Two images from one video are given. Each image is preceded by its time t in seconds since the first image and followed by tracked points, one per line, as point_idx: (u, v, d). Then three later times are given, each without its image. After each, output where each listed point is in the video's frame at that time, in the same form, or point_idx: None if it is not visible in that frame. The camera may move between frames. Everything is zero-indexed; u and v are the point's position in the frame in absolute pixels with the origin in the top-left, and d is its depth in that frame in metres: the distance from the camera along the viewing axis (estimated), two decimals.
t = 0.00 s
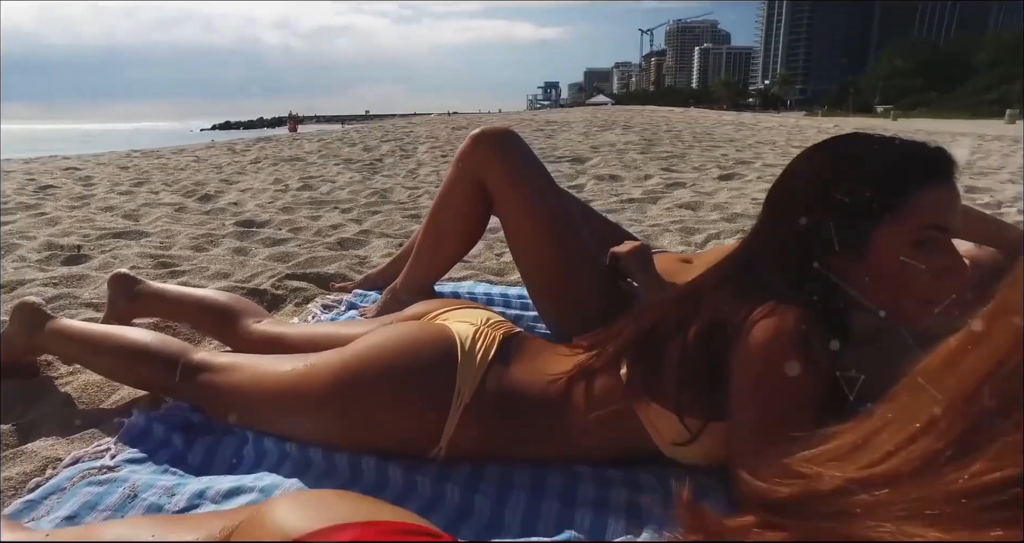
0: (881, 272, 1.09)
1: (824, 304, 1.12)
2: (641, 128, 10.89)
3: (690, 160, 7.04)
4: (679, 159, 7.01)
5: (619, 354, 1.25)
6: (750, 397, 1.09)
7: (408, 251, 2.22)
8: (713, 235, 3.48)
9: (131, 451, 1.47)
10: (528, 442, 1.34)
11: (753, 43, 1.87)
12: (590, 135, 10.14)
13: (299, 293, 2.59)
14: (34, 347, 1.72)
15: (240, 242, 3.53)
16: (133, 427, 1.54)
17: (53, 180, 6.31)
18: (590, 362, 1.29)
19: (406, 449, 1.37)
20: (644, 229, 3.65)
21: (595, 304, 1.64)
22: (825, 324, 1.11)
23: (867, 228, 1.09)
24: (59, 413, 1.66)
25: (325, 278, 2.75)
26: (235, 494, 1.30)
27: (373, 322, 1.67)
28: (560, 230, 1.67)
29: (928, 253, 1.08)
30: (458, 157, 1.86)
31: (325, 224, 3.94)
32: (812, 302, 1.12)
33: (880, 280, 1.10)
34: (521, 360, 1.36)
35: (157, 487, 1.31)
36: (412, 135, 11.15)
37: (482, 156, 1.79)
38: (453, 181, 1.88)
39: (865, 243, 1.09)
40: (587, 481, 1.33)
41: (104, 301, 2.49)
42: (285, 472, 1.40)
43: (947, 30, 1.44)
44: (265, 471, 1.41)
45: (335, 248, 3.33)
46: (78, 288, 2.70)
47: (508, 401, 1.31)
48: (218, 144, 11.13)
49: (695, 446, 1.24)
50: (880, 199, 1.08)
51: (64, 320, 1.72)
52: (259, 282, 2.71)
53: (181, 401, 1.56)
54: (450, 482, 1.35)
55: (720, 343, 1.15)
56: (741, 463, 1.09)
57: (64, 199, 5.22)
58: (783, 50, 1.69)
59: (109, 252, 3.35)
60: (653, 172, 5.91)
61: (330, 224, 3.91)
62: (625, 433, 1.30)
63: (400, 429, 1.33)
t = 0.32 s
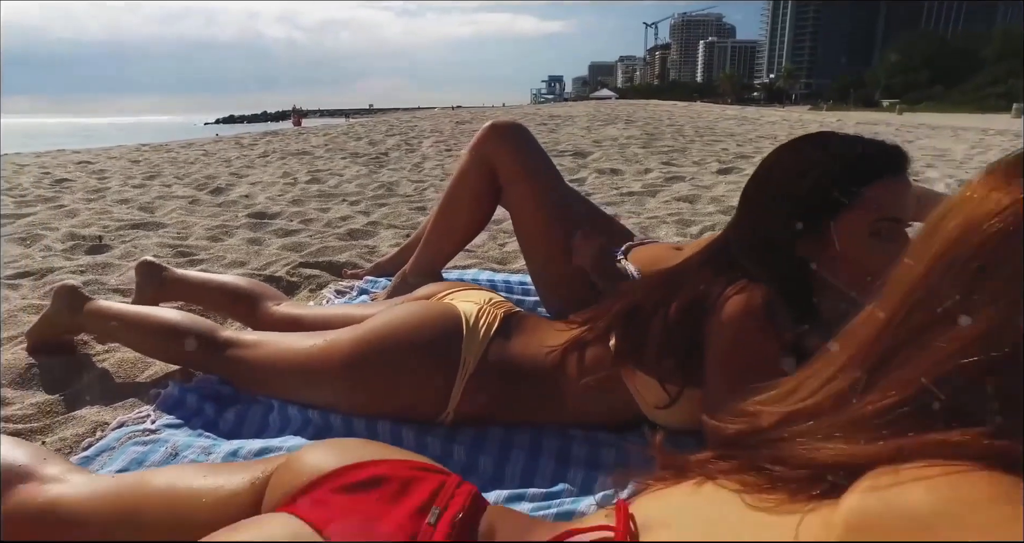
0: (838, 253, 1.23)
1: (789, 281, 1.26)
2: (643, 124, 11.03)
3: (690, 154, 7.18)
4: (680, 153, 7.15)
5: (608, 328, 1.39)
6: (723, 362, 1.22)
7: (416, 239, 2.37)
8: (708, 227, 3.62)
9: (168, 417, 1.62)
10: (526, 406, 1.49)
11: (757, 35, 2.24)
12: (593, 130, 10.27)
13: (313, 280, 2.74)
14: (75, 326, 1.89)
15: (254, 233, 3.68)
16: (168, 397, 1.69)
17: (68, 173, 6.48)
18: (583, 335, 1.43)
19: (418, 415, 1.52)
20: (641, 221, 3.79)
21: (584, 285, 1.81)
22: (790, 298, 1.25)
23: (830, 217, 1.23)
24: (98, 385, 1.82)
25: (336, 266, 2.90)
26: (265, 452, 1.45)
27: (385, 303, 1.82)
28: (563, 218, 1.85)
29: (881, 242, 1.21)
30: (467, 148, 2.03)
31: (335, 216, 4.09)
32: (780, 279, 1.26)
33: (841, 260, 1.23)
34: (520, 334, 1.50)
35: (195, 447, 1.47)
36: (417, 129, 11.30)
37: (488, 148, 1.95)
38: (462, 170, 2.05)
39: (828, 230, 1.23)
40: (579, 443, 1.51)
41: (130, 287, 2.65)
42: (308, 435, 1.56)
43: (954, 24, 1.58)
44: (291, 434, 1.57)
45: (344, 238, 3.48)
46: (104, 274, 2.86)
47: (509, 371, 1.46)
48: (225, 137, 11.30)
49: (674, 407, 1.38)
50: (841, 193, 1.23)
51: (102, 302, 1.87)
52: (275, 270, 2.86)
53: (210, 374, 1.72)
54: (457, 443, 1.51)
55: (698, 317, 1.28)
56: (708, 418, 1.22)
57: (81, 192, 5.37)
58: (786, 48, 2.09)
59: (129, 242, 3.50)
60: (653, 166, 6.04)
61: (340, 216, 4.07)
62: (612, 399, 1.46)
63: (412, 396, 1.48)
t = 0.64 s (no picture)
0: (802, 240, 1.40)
1: (760, 263, 1.41)
2: (642, 121, 11.23)
3: (686, 149, 7.37)
4: (676, 150, 7.33)
5: (601, 306, 1.54)
6: (699, 333, 1.39)
7: (427, 229, 2.58)
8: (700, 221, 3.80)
9: (205, 388, 1.81)
10: (527, 376, 1.67)
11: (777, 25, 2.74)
12: (592, 127, 10.44)
13: (326, 269, 2.92)
14: (116, 309, 2.07)
15: (266, 226, 3.86)
16: (202, 371, 1.87)
17: (80, 169, 6.67)
18: (578, 312, 1.58)
19: (430, 385, 1.70)
20: (636, 215, 3.97)
21: (576, 259, 1.89)
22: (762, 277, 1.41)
23: (797, 208, 1.41)
24: (136, 363, 2.00)
25: (347, 257, 3.07)
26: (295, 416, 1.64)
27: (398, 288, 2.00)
28: (560, 202, 1.98)
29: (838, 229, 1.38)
30: (478, 144, 2.25)
31: (343, 210, 4.27)
32: (751, 263, 1.42)
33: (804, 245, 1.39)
34: (522, 313, 1.65)
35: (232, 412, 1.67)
36: (417, 126, 11.45)
37: (495, 142, 2.16)
38: (474, 164, 2.27)
39: (792, 219, 1.41)
40: (574, 410, 1.70)
41: (155, 276, 2.83)
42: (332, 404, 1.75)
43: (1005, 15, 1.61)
44: (317, 403, 1.75)
45: (354, 231, 3.65)
46: (129, 265, 3.04)
47: (512, 345, 1.64)
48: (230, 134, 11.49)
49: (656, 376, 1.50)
50: (800, 188, 1.41)
51: (138, 287, 2.05)
52: (290, 261, 3.04)
53: (240, 352, 1.90)
54: (465, 409, 1.70)
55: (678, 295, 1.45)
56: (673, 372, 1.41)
57: (95, 187, 5.55)
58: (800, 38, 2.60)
59: (149, 235, 3.68)
60: (650, 162, 6.21)
61: (347, 211, 4.24)
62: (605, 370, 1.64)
63: (425, 368, 1.66)
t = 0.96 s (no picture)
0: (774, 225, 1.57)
1: (736, 247, 1.58)
2: (639, 119, 11.39)
3: (682, 147, 7.54)
4: (672, 147, 7.50)
5: (597, 289, 1.69)
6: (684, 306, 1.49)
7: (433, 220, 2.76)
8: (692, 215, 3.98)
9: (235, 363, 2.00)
10: (528, 351, 1.86)
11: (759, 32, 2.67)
12: (589, 124, 10.58)
13: (337, 260, 3.10)
14: (149, 293, 2.26)
15: (277, 219, 4.04)
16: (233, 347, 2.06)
17: (88, 166, 6.83)
18: (576, 294, 1.74)
19: (440, 360, 1.89)
20: (630, 209, 4.14)
21: (574, 247, 2.09)
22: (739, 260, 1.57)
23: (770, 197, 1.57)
24: (169, 343, 2.18)
25: (356, 248, 3.25)
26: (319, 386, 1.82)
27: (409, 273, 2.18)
28: (558, 197, 2.18)
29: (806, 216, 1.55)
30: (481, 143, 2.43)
31: (349, 205, 4.44)
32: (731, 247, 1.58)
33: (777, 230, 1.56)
34: (526, 295, 1.83)
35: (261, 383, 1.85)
36: (417, 124, 11.59)
37: (497, 141, 2.34)
38: (477, 161, 2.44)
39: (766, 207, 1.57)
40: (571, 380, 1.88)
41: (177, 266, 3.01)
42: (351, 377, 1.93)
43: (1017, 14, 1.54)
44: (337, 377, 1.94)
45: (361, 224, 3.83)
46: (150, 256, 3.22)
47: (516, 323, 1.82)
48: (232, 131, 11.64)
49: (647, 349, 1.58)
50: (772, 180, 1.57)
51: (169, 274, 2.23)
52: (302, 252, 3.21)
53: (266, 331, 2.09)
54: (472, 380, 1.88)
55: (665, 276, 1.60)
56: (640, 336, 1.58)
57: (106, 184, 5.72)
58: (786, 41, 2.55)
59: (165, 228, 3.85)
60: (646, 160, 6.36)
61: (353, 206, 4.40)
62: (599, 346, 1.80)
63: (436, 345, 1.84)
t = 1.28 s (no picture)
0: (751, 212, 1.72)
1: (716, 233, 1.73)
2: (634, 117, 11.55)
3: (676, 144, 7.70)
4: (666, 144, 7.65)
5: (587, 274, 1.83)
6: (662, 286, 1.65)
7: (435, 214, 2.92)
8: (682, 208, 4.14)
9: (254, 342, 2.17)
10: (524, 330, 2.02)
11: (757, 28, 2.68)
12: (585, 122, 10.73)
13: (343, 251, 3.25)
14: (170, 281, 2.41)
15: (283, 213, 4.19)
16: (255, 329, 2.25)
17: (94, 163, 6.95)
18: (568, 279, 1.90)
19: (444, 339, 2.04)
20: (624, 203, 4.31)
21: (566, 236, 2.26)
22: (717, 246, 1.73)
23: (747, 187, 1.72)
24: (190, 326, 2.34)
25: (360, 240, 3.40)
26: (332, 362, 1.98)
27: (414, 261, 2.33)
28: (552, 190, 2.34)
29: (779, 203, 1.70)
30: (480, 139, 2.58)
31: (352, 200, 4.59)
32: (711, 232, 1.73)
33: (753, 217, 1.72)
34: (522, 280, 2.00)
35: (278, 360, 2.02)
36: (415, 122, 11.72)
37: (496, 136, 2.49)
38: (477, 155, 2.60)
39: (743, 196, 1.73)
40: (565, 355, 2.04)
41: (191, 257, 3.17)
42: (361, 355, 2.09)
43: None
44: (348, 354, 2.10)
45: (364, 218, 3.98)
46: (164, 247, 3.37)
47: (513, 304, 1.99)
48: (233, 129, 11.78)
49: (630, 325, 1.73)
50: (744, 171, 1.73)
51: (189, 262, 2.38)
52: (309, 244, 3.37)
53: (282, 314, 2.25)
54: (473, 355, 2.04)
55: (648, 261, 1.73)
56: (620, 312, 1.70)
57: (113, 180, 5.85)
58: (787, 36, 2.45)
59: (175, 222, 4.00)
60: (640, 156, 6.53)
61: (355, 200, 4.55)
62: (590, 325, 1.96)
63: (440, 326, 1.99)
